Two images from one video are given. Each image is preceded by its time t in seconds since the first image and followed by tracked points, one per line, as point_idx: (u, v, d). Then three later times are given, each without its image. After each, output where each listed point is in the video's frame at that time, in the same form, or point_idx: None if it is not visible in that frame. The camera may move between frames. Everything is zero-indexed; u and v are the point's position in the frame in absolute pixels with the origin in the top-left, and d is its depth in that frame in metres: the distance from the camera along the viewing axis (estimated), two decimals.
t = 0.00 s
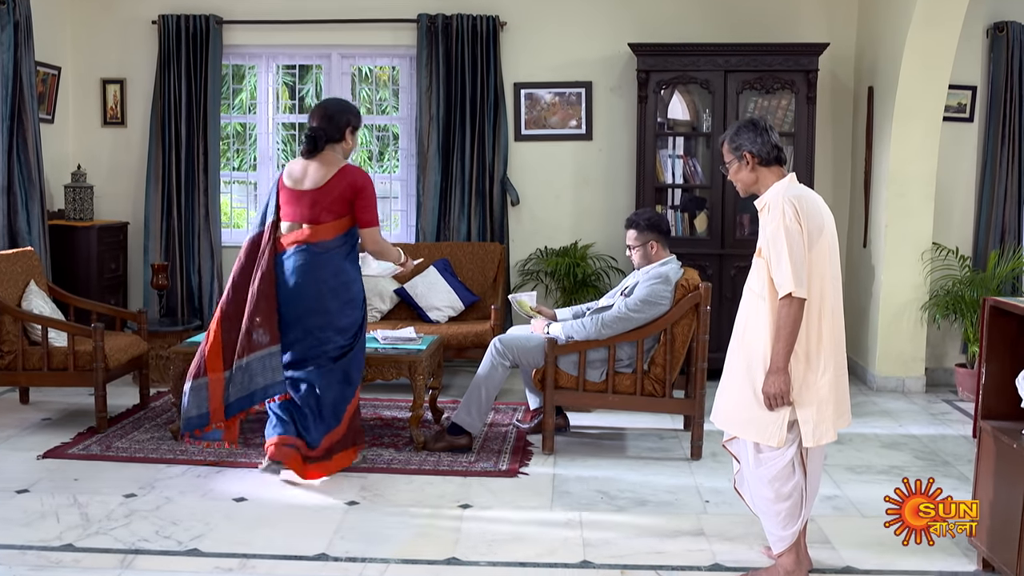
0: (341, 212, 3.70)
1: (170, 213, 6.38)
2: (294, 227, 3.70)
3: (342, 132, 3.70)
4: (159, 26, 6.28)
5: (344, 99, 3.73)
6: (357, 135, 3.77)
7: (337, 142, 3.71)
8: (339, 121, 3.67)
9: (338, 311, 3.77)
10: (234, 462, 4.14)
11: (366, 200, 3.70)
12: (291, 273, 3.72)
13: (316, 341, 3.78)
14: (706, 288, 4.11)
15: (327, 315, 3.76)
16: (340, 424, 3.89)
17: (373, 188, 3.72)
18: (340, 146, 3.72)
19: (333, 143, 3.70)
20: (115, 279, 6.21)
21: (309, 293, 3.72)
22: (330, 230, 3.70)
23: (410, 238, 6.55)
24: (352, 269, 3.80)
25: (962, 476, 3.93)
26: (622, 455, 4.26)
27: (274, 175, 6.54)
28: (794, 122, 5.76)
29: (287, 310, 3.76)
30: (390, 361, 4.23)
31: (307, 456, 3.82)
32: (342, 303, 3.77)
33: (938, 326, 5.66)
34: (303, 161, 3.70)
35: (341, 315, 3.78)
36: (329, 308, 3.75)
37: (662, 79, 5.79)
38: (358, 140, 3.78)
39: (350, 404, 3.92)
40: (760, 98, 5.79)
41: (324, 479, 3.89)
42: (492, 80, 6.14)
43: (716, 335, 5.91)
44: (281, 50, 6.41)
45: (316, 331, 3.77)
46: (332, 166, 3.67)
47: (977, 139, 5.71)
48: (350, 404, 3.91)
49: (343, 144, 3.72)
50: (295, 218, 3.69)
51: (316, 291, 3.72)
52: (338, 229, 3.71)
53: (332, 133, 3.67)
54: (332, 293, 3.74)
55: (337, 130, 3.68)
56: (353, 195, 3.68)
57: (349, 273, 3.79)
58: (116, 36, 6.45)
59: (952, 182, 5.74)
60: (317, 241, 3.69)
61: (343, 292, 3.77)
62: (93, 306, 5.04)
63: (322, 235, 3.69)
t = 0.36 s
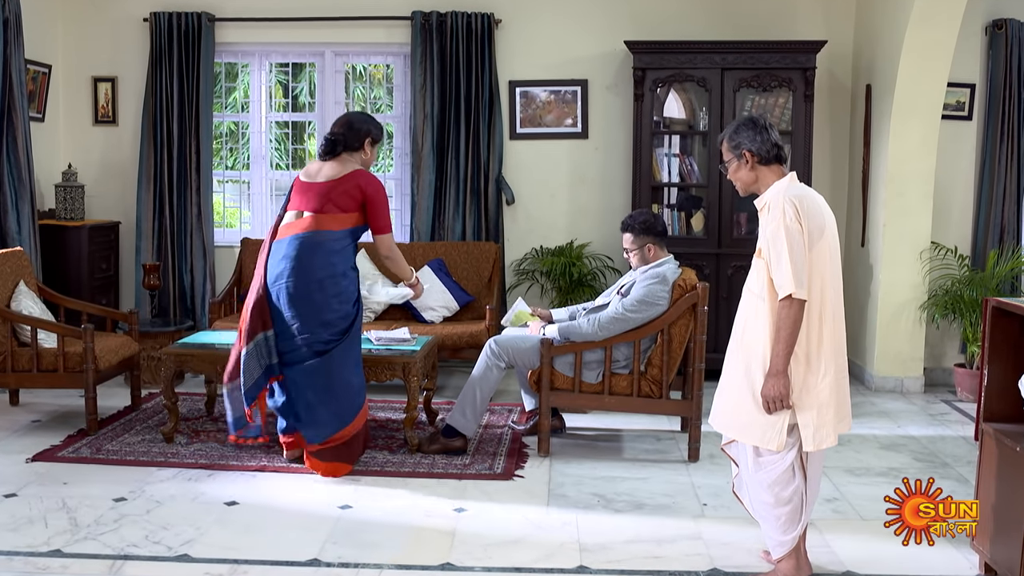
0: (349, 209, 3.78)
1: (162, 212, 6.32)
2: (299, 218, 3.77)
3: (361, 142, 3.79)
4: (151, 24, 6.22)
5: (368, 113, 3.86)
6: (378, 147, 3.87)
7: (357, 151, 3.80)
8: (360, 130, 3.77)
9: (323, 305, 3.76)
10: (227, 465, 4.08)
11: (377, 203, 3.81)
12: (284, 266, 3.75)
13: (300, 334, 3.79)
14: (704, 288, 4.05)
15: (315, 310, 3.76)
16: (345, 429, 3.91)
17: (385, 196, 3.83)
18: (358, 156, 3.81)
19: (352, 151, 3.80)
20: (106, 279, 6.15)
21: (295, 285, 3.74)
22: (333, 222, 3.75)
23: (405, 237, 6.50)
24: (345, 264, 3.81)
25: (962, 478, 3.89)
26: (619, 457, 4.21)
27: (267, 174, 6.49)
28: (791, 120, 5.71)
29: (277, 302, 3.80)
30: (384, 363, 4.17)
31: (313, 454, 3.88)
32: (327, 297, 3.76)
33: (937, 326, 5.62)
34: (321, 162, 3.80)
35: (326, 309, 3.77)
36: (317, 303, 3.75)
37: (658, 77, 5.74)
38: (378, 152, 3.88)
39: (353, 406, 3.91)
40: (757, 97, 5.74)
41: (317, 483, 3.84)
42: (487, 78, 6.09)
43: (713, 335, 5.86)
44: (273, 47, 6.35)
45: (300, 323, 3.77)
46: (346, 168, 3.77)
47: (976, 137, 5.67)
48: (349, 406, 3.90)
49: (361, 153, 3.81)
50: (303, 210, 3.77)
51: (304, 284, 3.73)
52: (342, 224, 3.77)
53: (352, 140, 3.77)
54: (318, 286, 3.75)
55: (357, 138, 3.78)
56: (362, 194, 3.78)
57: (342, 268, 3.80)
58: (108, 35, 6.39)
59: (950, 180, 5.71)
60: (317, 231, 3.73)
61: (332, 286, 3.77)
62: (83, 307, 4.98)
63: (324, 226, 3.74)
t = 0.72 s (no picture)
0: (344, 218, 3.79)
1: (153, 207, 6.26)
2: (291, 217, 3.76)
3: (364, 167, 3.85)
4: (142, 16, 6.15)
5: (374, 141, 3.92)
6: (380, 175, 3.92)
7: (359, 175, 3.86)
8: (365, 155, 3.83)
9: (298, 304, 3.69)
10: (218, 463, 4.03)
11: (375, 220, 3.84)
12: (265, 262, 3.71)
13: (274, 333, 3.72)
14: (700, 284, 4.00)
15: (292, 307, 3.69)
16: (323, 437, 3.81)
17: (384, 218, 3.87)
18: (359, 180, 3.86)
19: (354, 174, 3.85)
20: (97, 275, 6.09)
21: (273, 281, 3.68)
22: (324, 225, 3.74)
23: (398, 232, 6.44)
24: (328, 264, 3.75)
25: (960, 476, 3.85)
26: (615, 455, 4.17)
27: (259, 168, 6.43)
28: (788, 114, 5.67)
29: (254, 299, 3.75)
30: (376, 360, 4.11)
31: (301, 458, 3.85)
32: (303, 296, 3.70)
33: (935, 322, 5.58)
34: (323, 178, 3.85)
35: (301, 309, 3.70)
36: (294, 300, 3.69)
37: (654, 71, 5.68)
38: (380, 180, 3.93)
39: (328, 413, 3.80)
40: (754, 91, 5.70)
41: (309, 482, 3.79)
42: (481, 71, 6.03)
43: (709, 331, 5.82)
44: (266, 40, 6.29)
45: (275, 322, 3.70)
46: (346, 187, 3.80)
47: (974, 132, 5.63)
48: (324, 413, 3.79)
49: (363, 178, 3.86)
50: (297, 210, 3.77)
51: (283, 281, 3.68)
52: (332, 229, 3.76)
53: (355, 162, 3.83)
54: (295, 285, 3.69)
55: (361, 161, 3.84)
56: (359, 207, 3.81)
57: (325, 268, 3.74)
58: (98, 28, 6.32)
59: (948, 175, 5.67)
60: (305, 230, 3.71)
61: (310, 286, 3.71)
62: (73, 303, 4.92)
63: (314, 226, 3.73)
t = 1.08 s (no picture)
0: (338, 224, 3.76)
1: (145, 202, 6.21)
2: (284, 217, 3.73)
3: (362, 180, 3.85)
4: (133, 10, 6.09)
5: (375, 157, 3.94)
6: (378, 191, 3.92)
7: (356, 188, 3.86)
8: (364, 169, 3.84)
9: (284, 302, 3.64)
10: (210, 462, 3.98)
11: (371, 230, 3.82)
12: (253, 260, 3.66)
13: (258, 331, 3.66)
14: (697, 280, 3.96)
15: (276, 304, 3.64)
16: (296, 438, 3.78)
17: (380, 232, 3.85)
18: (356, 193, 3.87)
19: (352, 187, 3.85)
20: (88, 271, 6.04)
21: (260, 279, 3.63)
22: (317, 228, 3.71)
23: (393, 228, 6.40)
24: (317, 264, 3.70)
25: (959, 474, 3.83)
26: (611, 453, 4.14)
27: (252, 163, 6.38)
28: (785, 109, 5.63)
29: (240, 297, 3.69)
30: (370, 356, 4.06)
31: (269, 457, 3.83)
32: (290, 295, 3.64)
33: (932, 318, 5.56)
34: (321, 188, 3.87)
35: (287, 308, 3.65)
36: (279, 297, 3.64)
37: (650, 65, 5.65)
38: (379, 195, 3.93)
39: (303, 415, 3.76)
40: (751, 85, 5.66)
41: (302, 481, 3.75)
42: (476, 66, 5.99)
43: (705, 327, 5.80)
44: (258, 35, 6.23)
45: (260, 319, 3.65)
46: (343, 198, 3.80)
47: (971, 127, 5.60)
48: (299, 414, 3.75)
49: (360, 191, 3.87)
50: (290, 211, 3.74)
51: (270, 279, 3.63)
52: (325, 233, 3.72)
53: (353, 175, 3.83)
54: (283, 283, 3.63)
55: (359, 175, 3.84)
56: (353, 216, 3.79)
57: (313, 268, 3.69)
58: (89, 21, 6.26)
59: (946, 170, 5.64)
60: (297, 229, 3.67)
61: (298, 285, 3.66)
62: (64, 300, 4.87)
63: (307, 228, 3.69)
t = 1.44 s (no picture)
0: (336, 223, 3.73)
1: (140, 200, 6.17)
2: (281, 215, 3.70)
3: (359, 180, 3.80)
4: (128, 7, 6.04)
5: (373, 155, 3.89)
6: (376, 191, 3.87)
7: (353, 187, 3.81)
8: (362, 169, 3.79)
9: (280, 300, 3.61)
10: (204, 462, 3.95)
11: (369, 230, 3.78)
12: (249, 258, 3.62)
13: (254, 329, 3.63)
14: (696, 278, 3.92)
15: (272, 302, 3.60)
16: (293, 442, 3.73)
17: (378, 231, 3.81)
18: (354, 193, 3.82)
19: (349, 186, 3.81)
20: (82, 269, 6.00)
21: (255, 277, 3.60)
22: (314, 226, 3.67)
23: (389, 226, 6.36)
24: (314, 263, 3.66)
25: (959, 474, 3.80)
26: (609, 453, 4.11)
27: (248, 160, 6.33)
28: (784, 106, 5.59)
29: (236, 296, 3.66)
30: (365, 356, 4.02)
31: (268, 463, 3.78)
32: (286, 293, 3.61)
33: (932, 317, 5.53)
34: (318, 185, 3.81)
35: (283, 306, 3.61)
36: (275, 295, 3.60)
37: (648, 62, 5.61)
38: (376, 194, 3.88)
39: (300, 417, 3.72)
40: (750, 82, 5.61)
41: (297, 482, 3.71)
42: (473, 63, 5.95)
43: (704, 326, 5.76)
44: (254, 31, 6.19)
45: (256, 318, 3.62)
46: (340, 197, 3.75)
47: (971, 124, 5.57)
48: (296, 416, 3.71)
49: (357, 191, 3.82)
50: (287, 210, 3.71)
51: (265, 277, 3.59)
52: (322, 231, 3.69)
53: (351, 175, 3.79)
54: (278, 281, 3.60)
55: (358, 174, 3.79)
56: (351, 215, 3.75)
57: (310, 267, 3.65)
58: (83, 18, 6.21)
59: (946, 167, 5.60)
60: (293, 228, 3.64)
61: (294, 283, 3.62)
62: (57, 299, 4.83)
63: (304, 226, 3.66)
